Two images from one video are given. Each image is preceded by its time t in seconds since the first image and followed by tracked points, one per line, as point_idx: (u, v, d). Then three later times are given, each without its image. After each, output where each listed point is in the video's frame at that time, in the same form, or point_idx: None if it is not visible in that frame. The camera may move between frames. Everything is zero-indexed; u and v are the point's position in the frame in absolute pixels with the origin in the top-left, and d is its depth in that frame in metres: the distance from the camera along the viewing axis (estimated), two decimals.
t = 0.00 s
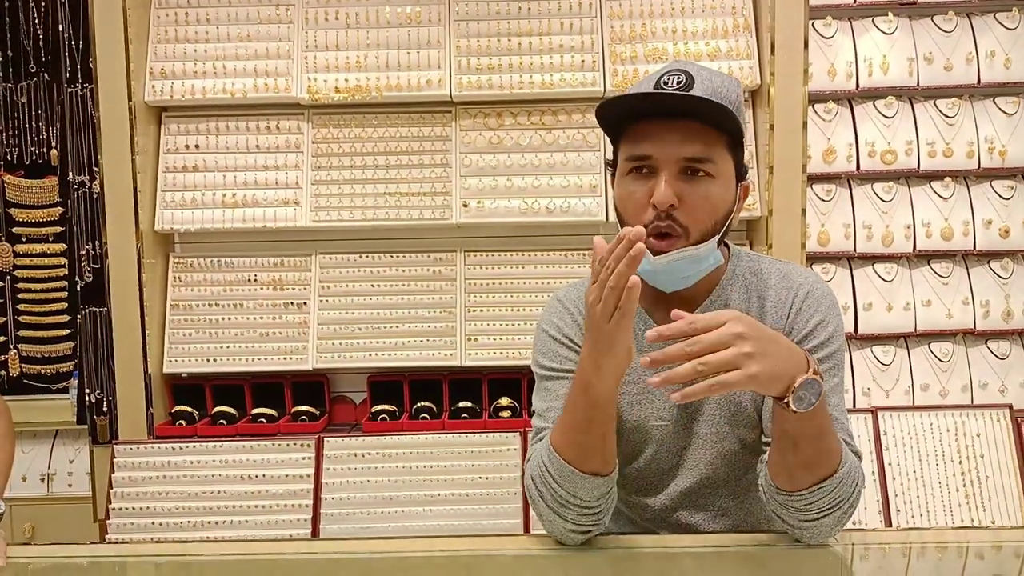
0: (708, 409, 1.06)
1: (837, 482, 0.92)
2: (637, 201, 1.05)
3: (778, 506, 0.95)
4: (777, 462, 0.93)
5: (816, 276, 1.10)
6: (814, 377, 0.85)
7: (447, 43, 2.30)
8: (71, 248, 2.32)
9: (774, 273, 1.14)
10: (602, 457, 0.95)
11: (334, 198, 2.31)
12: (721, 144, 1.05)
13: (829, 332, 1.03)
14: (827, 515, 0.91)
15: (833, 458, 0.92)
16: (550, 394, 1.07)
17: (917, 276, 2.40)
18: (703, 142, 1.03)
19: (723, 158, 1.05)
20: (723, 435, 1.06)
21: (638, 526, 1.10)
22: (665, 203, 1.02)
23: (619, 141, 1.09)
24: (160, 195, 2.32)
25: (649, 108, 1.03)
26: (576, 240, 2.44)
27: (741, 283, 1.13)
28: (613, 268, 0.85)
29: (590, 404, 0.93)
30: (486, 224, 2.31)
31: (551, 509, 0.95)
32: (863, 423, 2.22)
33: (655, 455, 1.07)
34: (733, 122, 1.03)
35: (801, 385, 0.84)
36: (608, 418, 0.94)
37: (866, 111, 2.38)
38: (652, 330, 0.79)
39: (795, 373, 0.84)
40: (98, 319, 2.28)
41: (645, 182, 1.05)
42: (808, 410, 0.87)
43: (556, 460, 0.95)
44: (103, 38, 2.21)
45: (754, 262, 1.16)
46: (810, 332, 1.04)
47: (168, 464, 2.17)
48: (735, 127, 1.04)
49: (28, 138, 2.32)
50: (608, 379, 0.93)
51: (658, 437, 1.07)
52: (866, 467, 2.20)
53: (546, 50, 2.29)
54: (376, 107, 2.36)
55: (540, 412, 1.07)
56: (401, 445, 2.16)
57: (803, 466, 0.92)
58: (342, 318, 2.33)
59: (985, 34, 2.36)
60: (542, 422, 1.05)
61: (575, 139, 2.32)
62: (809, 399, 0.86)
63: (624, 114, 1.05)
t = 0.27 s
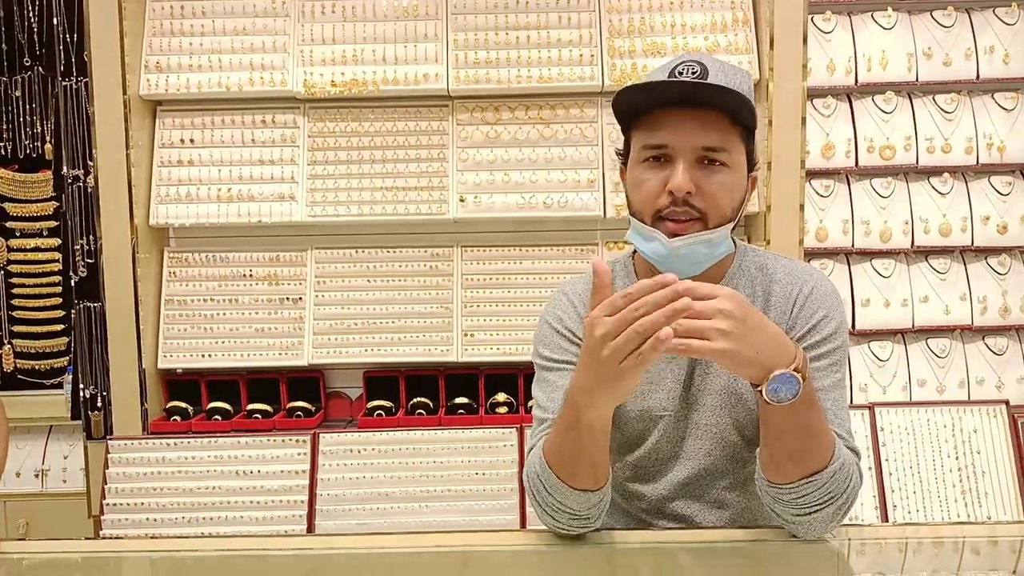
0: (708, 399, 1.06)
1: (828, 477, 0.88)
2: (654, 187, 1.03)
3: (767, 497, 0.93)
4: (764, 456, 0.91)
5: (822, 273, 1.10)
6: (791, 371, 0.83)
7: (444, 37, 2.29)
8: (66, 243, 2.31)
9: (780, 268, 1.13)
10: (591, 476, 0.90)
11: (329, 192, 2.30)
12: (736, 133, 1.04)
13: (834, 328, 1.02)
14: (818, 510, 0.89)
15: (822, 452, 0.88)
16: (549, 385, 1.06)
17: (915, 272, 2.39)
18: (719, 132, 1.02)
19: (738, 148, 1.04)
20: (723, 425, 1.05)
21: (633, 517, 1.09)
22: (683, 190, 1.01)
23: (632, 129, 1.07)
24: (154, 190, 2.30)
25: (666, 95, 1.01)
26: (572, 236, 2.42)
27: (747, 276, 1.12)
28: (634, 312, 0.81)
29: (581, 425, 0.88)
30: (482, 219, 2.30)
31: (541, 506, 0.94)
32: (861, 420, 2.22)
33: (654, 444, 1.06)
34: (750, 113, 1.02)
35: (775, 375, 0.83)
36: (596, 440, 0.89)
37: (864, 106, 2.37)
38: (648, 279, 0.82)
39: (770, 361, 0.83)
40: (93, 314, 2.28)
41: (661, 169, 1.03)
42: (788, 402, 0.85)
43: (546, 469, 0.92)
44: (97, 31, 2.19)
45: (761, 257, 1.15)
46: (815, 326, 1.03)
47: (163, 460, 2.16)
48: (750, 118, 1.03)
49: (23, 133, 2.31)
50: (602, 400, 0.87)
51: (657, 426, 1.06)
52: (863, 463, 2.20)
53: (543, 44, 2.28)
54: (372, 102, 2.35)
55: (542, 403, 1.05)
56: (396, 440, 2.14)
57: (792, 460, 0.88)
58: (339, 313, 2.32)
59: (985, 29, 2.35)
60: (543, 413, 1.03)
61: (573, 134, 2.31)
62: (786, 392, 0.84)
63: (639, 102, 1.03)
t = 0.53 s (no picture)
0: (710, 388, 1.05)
1: (831, 475, 0.89)
2: (676, 168, 1.04)
3: (768, 493, 0.93)
4: (768, 448, 0.91)
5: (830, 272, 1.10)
6: (805, 368, 0.83)
7: (440, 34, 2.29)
8: (62, 241, 2.30)
9: (792, 266, 1.13)
10: (568, 486, 0.95)
11: (326, 189, 2.30)
12: (754, 118, 1.05)
13: (842, 327, 1.03)
14: (818, 509, 0.90)
15: (826, 450, 0.88)
16: (549, 365, 1.06)
17: (912, 268, 2.40)
18: (739, 115, 1.03)
19: (757, 134, 1.06)
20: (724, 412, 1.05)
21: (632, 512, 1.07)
22: (707, 168, 1.01)
23: (653, 114, 1.08)
24: (150, 187, 2.30)
25: (691, 78, 1.02)
26: (570, 233, 2.42)
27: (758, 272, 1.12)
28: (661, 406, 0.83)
29: (580, 450, 0.90)
30: (479, 216, 2.30)
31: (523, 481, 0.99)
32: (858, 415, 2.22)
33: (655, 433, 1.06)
34: (767, 96, 1.03)
35: (789, 369, 0.83)
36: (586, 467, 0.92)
37: (861, 102, 2.37)
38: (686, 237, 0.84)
39: (787, 354, 0.83)
40: (90, 312, 2.28)
41: (684, 151, 1.04)
42: (796, 398, 0.85)
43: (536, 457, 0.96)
44: (93, 29, 2.19)
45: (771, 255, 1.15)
46: (823, 324, 1.03)
47: (161, 458, 2.16)
48: (768, 103, 1.05)
49: (18, 130, 2.30)
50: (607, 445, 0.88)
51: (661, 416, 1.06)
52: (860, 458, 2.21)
53: (540, 41, 2.28)
54: (368, 98, 2.34)
55: (538, 383, 1.06)
56: (393, 438, 2.15)
57: (797, 455, 0.88)
58: (335, 311, 2.32)
59: (981, 25, 2.35)
60: (538, 393, 1.05)
61: (570, 131, 2.31)
62: (797, 387, 0.84)
63: (659, 85, 1.04)
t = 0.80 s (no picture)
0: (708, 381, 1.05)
1: (839, 478, 0.89)
2: (683, 163, 1.04)
3: (773, 494, 0.92)
4: (778, 451, 0.90)
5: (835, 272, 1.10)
6: (824, 377, 0.84)
7: (439, 32, 2.28)
8: (61, 239, 2.30)
9: (798, 264, 1.13)
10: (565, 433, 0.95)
11: (326, 188, 2.30)
12: (762, 115, 1.05)
13: (847, 326, 1.03)
14: (823, 509, 0.90)
15: (836, 456, 0.89)
16: (548, 347, 1.09)
17: (912, 265, 2.40)
18: (746, 111, 1.03)
19: (765, 129, 1.05)
20: (722, 406, 1.05)
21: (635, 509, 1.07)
22: (713, 163, 1.01)
23: (661, 110, 1.08)
24: (150, 186, 2.30)
25: (699, 74, 1.02)
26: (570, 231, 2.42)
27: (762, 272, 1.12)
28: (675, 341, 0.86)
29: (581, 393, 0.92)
30: (479, 215, 2.30)
31: (511, 442, 1.00)
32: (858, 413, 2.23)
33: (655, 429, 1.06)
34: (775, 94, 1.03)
35: (808, 377, 0.84)
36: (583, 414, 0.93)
37: (860, 100, 2.37)
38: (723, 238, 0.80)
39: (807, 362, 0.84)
40: (90, 310, 2.29)
41: (691, 146, 1.04)
42: (810, 405, 0.85)
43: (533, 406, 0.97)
44: (92, 28, 2.19)
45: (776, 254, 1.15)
46: (829, 323, 1.03)
47: (161, 456, 2.16)
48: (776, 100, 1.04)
49: (17, 128, 2.29)
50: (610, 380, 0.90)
51: (661, 405, 1.06)
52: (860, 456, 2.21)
53: (539, 39, 2.27)
54: (367, 97, 2.34)
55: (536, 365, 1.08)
56: (394, 436, 2.15)
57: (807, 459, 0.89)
58: (335, 309, 2.32)
59: (981, 22, 2.35)
60: (533, 373, 1.07)
61: (569, 129, 2.30)
62: (811, 396, 0.85)
63: (668, 80, 1.04)
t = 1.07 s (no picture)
0: (706, 376, 1.05)
1: (839, 476, 0.88)
2: (684, 157, 1.04)
3: (772, 492, 0.92)
4: (778, 452, 0.90)
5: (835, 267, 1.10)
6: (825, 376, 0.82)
7: (439, 28, 2.28)
8: (61, 235, 2.30)
9: (797, 259, 1.13)
10: (574, 381, 0.93)
11: (326, 183, 2.29)
12: (763, 112, 1.05)
13: (847, 320, 1.03)
14: (820, 506, 0.89)
15: (836, 455, 0.88)
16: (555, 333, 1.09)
17: (912, 263, 2.40)
18: (749, 107, 1.03)
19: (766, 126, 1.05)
20: (720, 400, 1.04)
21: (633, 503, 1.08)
22: (715, 158, 1.01)
23: (662, 104, 1.08)
24: (150, 181, 2.30)
25: (703, 69, 1.02)
26: (570, 227, 2.42)
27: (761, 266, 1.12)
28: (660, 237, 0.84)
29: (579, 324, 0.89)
30: (479, 211, 2.30)
31: (517, 415, 0.98)
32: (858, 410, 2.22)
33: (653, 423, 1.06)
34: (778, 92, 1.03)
35: (809, 377, 0.81)
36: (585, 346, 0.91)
37: (861, 97, 2.36)
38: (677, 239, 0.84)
39: (807, 360, 0.81)
40: (90, 305, 2.28)
41: (693, 140, 1.03)
42: (813, 403, 0.84)
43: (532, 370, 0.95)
44: (91, 23, 2.18)
45: (776, 249, 1.16)
46: (828, 317, 1.03)
47: (161, 451, 2.16)
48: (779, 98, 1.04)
49: (17, 123, 2.29)
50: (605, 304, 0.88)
51: (660, 399, 1.06)
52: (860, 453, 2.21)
53: (540, 35, 2.27)
54: (368, 92, 2.34)
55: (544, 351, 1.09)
56: (394, 432, 2.15)
57: (808, 459, 0.88)
58: (335, 305, 2.32)
59: (982, 20, 2.34)
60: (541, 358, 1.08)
61: (570, 126, 2.30)
62: (813, 395, 0.83)
63: (671, 73, 1.04)
